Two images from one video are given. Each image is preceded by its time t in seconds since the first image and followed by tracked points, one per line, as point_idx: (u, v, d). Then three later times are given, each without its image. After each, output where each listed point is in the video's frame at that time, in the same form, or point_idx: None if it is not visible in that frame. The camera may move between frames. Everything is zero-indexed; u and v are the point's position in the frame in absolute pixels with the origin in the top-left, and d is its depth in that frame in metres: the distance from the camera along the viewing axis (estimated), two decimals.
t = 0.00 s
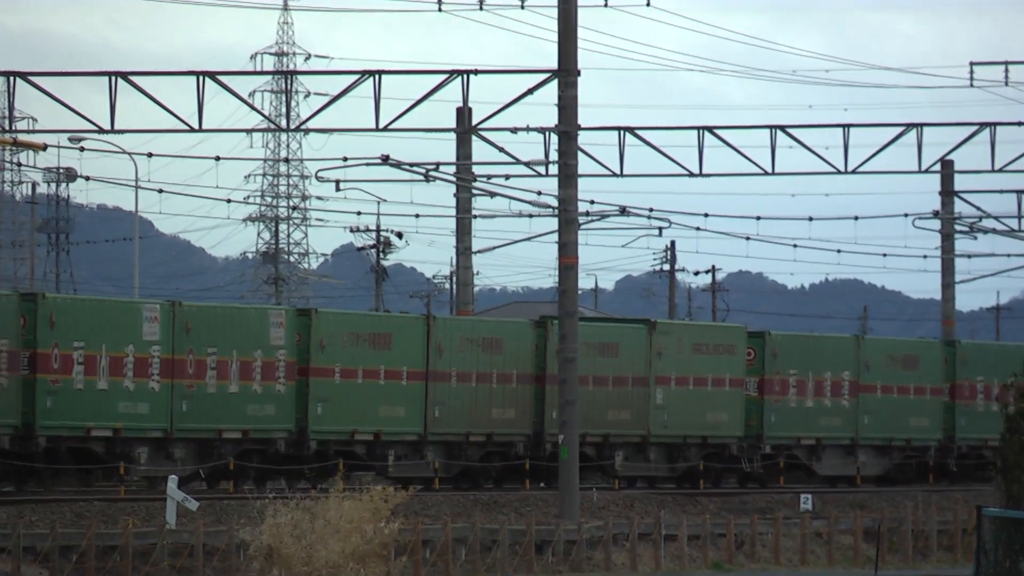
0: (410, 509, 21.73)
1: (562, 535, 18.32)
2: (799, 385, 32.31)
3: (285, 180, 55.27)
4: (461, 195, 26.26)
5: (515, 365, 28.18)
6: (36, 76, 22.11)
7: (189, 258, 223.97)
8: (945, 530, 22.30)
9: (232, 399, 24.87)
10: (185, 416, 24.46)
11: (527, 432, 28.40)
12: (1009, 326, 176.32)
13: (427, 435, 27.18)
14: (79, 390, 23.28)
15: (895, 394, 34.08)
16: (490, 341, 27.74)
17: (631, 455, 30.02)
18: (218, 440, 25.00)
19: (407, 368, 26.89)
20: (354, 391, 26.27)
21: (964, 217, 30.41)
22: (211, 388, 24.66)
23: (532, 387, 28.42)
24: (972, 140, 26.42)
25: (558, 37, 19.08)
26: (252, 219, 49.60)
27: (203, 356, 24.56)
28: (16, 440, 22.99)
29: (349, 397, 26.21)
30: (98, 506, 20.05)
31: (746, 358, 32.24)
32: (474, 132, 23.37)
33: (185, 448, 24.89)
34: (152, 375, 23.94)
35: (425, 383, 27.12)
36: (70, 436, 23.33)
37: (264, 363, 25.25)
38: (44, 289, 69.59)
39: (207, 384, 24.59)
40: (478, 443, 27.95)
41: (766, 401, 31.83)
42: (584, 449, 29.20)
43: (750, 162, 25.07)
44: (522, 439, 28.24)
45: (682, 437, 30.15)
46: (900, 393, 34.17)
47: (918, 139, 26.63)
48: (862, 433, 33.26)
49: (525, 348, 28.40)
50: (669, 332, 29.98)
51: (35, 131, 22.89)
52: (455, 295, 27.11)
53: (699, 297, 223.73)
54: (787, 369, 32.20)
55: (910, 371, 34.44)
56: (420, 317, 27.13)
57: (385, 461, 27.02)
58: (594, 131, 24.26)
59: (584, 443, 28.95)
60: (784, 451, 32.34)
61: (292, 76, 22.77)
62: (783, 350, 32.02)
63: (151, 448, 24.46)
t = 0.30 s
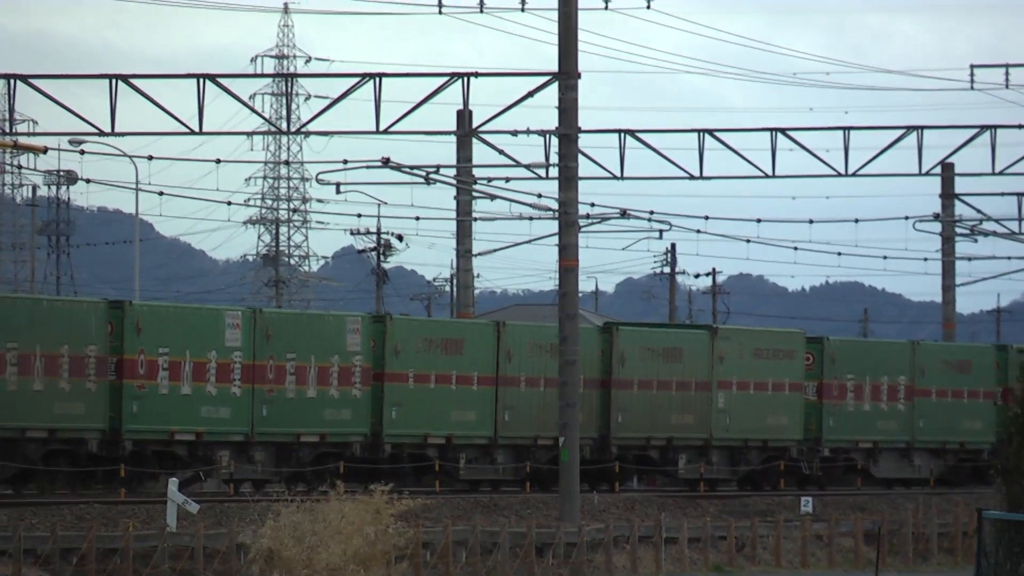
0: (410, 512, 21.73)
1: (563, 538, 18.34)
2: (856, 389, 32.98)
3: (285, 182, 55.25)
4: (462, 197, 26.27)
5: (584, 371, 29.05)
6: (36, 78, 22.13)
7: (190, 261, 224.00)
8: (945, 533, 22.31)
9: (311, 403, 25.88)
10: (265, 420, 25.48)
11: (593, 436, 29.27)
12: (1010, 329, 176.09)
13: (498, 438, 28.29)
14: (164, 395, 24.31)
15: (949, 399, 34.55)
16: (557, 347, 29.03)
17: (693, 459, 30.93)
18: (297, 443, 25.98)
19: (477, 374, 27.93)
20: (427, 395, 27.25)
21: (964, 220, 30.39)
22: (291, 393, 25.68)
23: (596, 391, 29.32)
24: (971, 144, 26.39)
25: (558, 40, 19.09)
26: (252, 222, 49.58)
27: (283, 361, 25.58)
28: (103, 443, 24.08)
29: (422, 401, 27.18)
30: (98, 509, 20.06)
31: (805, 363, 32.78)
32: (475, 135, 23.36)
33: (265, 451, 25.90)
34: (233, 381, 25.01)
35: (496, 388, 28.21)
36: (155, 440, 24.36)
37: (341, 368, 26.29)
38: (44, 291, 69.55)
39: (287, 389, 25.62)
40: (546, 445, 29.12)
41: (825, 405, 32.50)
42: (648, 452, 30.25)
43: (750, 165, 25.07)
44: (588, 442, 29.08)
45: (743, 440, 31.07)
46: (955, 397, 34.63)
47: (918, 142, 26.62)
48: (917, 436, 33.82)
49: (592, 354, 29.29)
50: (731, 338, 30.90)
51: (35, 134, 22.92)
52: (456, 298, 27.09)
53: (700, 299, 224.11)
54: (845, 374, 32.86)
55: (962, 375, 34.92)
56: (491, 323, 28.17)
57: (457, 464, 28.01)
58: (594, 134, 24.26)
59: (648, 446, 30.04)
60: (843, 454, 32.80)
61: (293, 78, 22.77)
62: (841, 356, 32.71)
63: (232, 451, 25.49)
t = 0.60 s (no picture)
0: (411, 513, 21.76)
1: (564, 540, 18.35)
2: (912, 393, 34.54)
3: (286, 184, 55.27)
4: (463, 199, 26.28)
5: (588, 372, 29.12)
6: (36, 80, 22.12)
7: (191, 262, 224.04)
8: (946, 534, 22.32)
9: (385, 407, 27.07)
10: (342, 423, 26.67)
11: (657, 438, 30.64)
12: (1011, 330, 175.99)
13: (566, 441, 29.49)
14: (246, 399, 25.46)
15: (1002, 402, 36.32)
16: (625, 351, 29.87)
17: (754, 461, 32.31)
18: (371, 445, 27.11)
19: (546, 379, 29.29)
20: (496, 399, 28.41)
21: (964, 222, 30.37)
22: (366, 397, 26.87)
23: (661, 394, 30.69)
24: (972, 145, 26.35)
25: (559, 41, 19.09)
26: (253, 223, 49.58)
27: (359, 366, 26.80)
28: (187, 446, 25.19)
29: (492, 405, 28.35)
30: (99, 511, 20.06)
31: (863, 366, 34.36)
32: (475, 137, 23.32)
33: (340, 453, 27.03)
34: (312, 385, 26.21)
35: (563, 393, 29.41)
36: (237, 443, 25.48)
37: (415, 372, 27.50)
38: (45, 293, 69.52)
39: (363, 393, 26.81)
40: (612, 448, 29.99)
41: (882, 408, 34.03)
42: (711, 454, 31.48)
43: (750, 167, 25.07)
44: (652, 444, 30.48)
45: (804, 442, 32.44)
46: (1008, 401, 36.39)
47: (918, 143, 26.58)
48: (971, 439, 35.39)
49: (657, 357, 30.72)
50: (791, 342, 32.28)
51: (36, 136, 22.92)
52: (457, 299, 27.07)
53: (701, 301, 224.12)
54: (901, 378, 34.39)
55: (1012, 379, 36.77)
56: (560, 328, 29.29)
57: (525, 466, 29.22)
58: (594, 135, 24.27)
59: (711, 448, 31.28)
60: (899, 455, 34.48)
61: (293, 80, 22.76)
62: (898, 359, 34.22)
63: (310, 454, 26.61)
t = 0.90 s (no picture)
0: (411, 513, 21.75)
1: (564, 540, 18.35)
2: (964, 394, 35.19)
3: (285, 185, 55.32)
4: (462, 200, 26.29)
5: (587, 373, 28.97)
6: (36, 81, 22.12)
7: (190, 263, 224.09)
8: (946, 535, 22.32)
9: (457, 409, 27.70)
10: (415, 425, 27.26)
11: (719, 439, 31.39)
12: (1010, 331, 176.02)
13: (630, 442, 29.94)
14: (322, 401, 26.11)
15: None
16: (687, 354, 30.77)
17: (812, 462, 32.94)
18: (443, 447, 27.73)
19: (611, 380, 29.43)
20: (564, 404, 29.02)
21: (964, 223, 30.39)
22: (438, 400, 27.51)
23: (721, 397, 31.45)
24: (971, 146, 26.37)
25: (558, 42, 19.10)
26: (252, 224, 49.65)
27: (432, 369, 27.39)
28: (265, 448, 25.78)
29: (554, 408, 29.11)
30: (99, 512, 20.06)
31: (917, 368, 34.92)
32: (475, 138, 23.30)
33: (413, 455, 27.54)
34: (386, 388, 26.83)
35: (628, 394, 29.85)
36: (314, 444, 26.09)
37: (485, 376, 28.17)
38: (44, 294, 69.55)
39: (435, 396, 27.44)
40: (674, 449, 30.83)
41: (936, 409, 34.65)
42: (770, 455, 32.14)
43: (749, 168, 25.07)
44: (714, 446, 31.24)
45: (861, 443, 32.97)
46: None
47: (918, 144, 26.61)
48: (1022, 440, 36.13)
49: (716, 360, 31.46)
50: (847, 346, 32.88)
51: (36, 137, 22.92)
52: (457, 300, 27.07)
53: (701, 302, 224.24)
54: (954, 380, 34.99)
55: None
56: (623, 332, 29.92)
57: (590, 467, 29.54)
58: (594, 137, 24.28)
59: (770, 449, 31.99)
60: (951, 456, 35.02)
61: (292, 81, 22.77)
62: (951, 362, 34.76)
63: (383, 455, 27.22)
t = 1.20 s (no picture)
0: (412, 516, 21.74)
1: (565, 542, 18.32)
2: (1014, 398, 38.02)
3: (288, 187, 55.34)
4: (464, 202, 26.29)
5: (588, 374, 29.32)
6: (38, 83, 22.11)
7: (193, 265, 224.11)
8: (948, 538, 22.31)
9: (528, 412, 28.72)
10: (488, 427, 28.18)
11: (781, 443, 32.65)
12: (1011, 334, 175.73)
13: (696, 444, 31.05)
14: (398, 405, 27.07)
15: None
16: (750, 359, 31.92)
17: (872, 463, 34.44)
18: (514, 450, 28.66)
19: (677, 385, 30.72)
20: (629, 405, 29.92)
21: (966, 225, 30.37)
22: (510, 403, 28.50)
23: (784, 401, 32.68)
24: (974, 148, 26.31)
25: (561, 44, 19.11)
26: (255, 226, 49.66)
27: (503, 374, 28.41)
28: (343, 451, 26.76)
29: (622, 411, 29.77)
30: (100, 514, 20.05)
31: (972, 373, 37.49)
32: (477, 140, 23.27)
33: (485, 457, 28.55)
34: (459, 392, 27.78)
35: (693, 399, 31.01)
36: (390, 447, 27.05)
37: (554, 380, 29.21)
38: (48, 297, 69.56)
39: (506, 400, 28.42)
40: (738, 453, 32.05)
41: (991, 412, 37.06)
42: (831, 457, 33.60)
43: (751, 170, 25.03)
44: (776, 449, 32.44)
45: (919, 446, 34.61)
46: None
47: (921, 146, 26.62)
48: None
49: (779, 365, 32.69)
50: (904, 350, 34.51)
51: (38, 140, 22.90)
52: (460, 302, 27.08)
53: (703, 304, 224.33)
54: (1005, 385, 37.82)
55: None
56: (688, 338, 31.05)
57: (656, 469, 30.90)
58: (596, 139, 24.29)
59: (831, 452, 33.35)
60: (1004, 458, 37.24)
61: (295, 83, 22.75)
62: (1001, 366, 37.69)
63: (456, 458, 28.10)
